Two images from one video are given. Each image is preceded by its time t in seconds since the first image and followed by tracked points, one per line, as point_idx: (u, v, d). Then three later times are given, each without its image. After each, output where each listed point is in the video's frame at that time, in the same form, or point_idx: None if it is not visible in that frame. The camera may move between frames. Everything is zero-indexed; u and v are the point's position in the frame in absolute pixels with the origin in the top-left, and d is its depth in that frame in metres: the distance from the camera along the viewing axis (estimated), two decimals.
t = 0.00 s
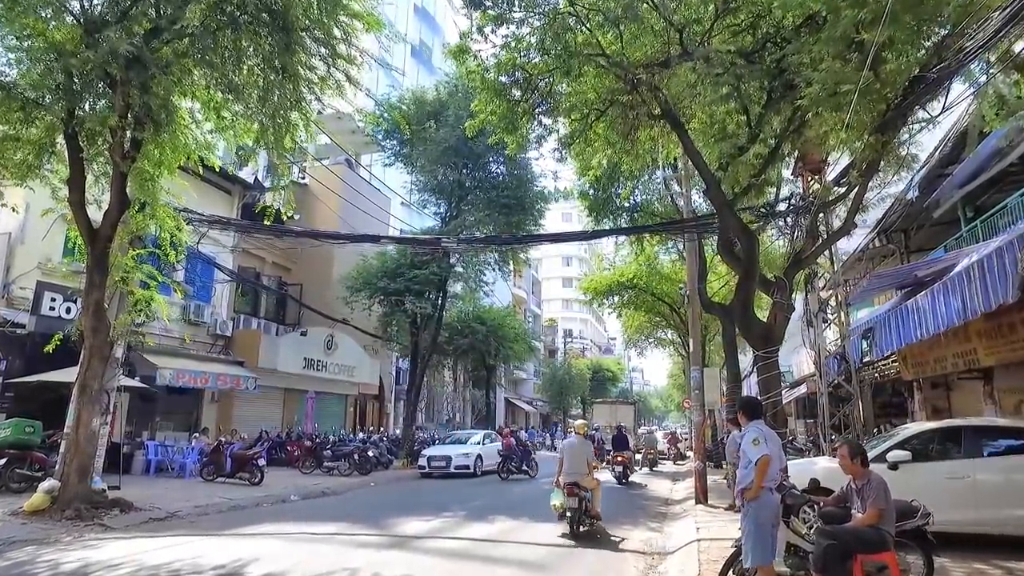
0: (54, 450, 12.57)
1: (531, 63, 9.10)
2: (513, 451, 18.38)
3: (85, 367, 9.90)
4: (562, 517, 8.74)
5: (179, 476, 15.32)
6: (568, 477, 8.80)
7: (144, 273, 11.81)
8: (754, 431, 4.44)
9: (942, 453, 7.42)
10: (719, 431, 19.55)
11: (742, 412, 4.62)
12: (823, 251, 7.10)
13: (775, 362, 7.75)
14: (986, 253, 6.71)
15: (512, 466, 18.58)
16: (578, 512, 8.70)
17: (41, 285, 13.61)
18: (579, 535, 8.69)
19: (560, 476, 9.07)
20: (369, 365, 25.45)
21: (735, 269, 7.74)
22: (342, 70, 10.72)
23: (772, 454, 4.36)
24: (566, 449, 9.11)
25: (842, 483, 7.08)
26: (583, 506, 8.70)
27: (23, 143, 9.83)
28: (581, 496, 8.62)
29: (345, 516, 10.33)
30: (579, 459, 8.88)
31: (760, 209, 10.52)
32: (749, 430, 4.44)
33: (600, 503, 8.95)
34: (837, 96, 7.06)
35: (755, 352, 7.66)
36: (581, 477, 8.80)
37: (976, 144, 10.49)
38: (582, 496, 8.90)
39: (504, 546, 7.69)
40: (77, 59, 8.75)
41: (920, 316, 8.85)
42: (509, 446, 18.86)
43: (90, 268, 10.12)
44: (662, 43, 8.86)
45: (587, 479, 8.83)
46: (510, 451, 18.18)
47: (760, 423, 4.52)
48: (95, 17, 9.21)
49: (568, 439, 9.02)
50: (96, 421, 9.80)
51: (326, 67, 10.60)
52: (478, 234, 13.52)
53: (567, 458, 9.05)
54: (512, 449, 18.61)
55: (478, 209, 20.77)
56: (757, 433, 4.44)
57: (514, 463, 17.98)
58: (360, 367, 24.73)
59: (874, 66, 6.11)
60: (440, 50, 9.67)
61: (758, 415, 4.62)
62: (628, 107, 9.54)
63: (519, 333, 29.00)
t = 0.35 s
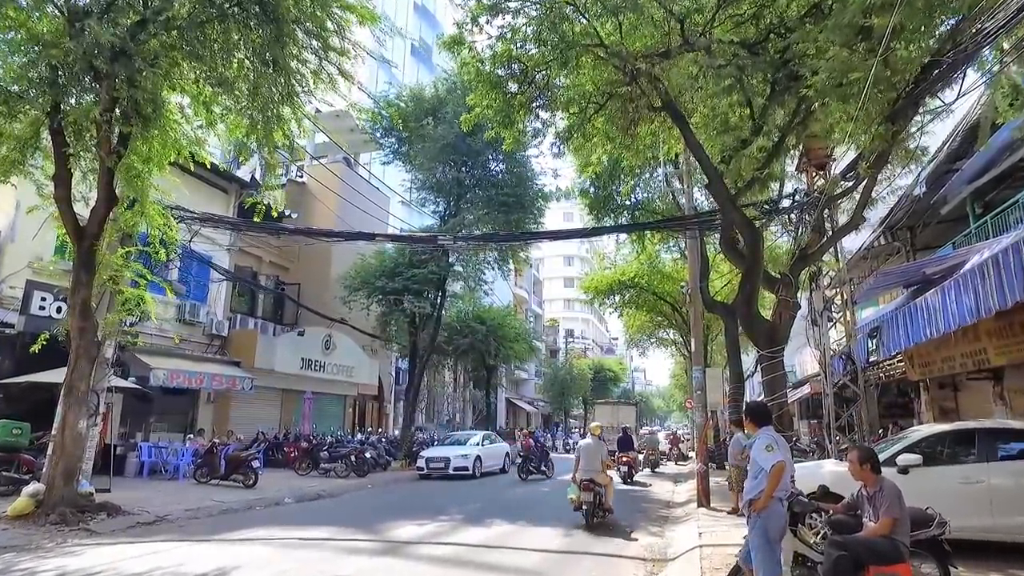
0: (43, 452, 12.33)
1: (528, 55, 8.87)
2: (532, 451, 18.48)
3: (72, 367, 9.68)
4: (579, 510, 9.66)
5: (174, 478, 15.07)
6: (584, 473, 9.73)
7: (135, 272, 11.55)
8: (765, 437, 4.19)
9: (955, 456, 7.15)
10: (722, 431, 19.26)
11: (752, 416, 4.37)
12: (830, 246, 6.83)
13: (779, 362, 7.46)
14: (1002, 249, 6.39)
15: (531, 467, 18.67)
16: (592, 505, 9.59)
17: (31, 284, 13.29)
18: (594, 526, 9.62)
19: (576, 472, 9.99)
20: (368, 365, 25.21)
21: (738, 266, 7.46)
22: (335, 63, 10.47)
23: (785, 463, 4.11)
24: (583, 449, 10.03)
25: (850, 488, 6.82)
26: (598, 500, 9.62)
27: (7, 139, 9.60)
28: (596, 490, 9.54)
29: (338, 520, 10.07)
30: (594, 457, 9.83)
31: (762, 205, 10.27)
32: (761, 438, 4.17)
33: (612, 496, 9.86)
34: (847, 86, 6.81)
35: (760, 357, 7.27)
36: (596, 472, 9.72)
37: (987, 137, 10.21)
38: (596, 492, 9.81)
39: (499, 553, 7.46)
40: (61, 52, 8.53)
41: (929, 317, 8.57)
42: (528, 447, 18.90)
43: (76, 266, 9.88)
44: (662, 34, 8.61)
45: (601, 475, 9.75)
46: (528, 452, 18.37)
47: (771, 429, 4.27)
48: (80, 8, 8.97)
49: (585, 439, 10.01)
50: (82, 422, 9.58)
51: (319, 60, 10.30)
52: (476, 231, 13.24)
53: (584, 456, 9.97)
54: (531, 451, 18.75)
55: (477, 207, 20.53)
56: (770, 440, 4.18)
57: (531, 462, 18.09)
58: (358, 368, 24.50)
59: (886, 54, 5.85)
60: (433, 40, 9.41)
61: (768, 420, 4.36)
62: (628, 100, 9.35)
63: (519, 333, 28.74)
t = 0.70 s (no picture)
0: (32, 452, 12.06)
1: (528, 42, 8.63)
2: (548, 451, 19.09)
3: (58, 364, 9.43)
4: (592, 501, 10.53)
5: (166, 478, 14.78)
6: (596, 467, 10.54)
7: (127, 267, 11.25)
8: (780, 432, 3.93)
9: (970, 456, 6.89)
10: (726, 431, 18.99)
11: (766, 411, 4.11)
12: (841, 236, 6.53)
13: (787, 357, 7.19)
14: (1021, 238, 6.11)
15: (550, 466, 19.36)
16: (604, 497, 10.44)
17: (19, 280, 13.02)
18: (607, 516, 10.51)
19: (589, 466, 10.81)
20: (366, 364, 24.95)
21: (745, 259, 7.16)
22: (329, 53, 10.23)
23: (802, 460, 3.85)
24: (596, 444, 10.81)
25: (862, 487, 6.53)
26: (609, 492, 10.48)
27: None
28: (608, 483, 10.38)
29: (332, 521, 9.81)
30: (606, 452, 10.70)
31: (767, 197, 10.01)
32: (775, 434, 3.90)
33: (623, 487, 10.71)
34: (862, 67, 6.49)
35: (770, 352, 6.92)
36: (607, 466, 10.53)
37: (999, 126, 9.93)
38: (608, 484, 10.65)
39: (496, 554, 7.20)
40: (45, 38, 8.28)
41: (940, 312, 8.30)
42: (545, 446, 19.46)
43: (63, 260, 9.62)
44: (665, 19, 8.36)
45: (612, 469, 10.57)
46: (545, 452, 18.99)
47: (784, 424, 4.00)
48: None
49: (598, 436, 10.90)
50: (69, 421, 9.33)
51: (313, 49, 10.00)
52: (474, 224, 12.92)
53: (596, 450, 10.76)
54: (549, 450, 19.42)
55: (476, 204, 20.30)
56: (786, 436, 3.91)
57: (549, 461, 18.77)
58: (357, 366, 24.24)
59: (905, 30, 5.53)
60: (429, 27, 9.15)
61: (783, 414, 4.09)
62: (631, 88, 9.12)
63: (520, 332, 28.48)
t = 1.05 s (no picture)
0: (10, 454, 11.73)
1: (521, 29, 8.37)
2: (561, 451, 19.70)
3: (33, 363, 9.10)
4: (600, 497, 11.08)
5: (153, 480, 14.41)
6: (603, 465, 11.06)
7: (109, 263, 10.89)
8: (792, 434, 3.65)
9: (985, 457, 6.60)
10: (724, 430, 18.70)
11: (774, 411, 3.83)
12: (849, 227, 6.20)
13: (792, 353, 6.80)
14: None
15: (562, 466, 20.13)
16: (611, 493, 11.01)
17: None
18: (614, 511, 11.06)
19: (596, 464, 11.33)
20: (360, 363, 24.62)
21: (746, 250, 6.84)
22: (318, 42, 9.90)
23: (815, 464, 3.57)
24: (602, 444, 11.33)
25: (870, 491, 6.23)
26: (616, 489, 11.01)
27: None
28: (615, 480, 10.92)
29: (319, 524, 9.49)
30: (612, 451, 11.34)
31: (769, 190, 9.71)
32: (785, 438, 3.62)
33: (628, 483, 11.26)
34: (874, 48, 6.16)
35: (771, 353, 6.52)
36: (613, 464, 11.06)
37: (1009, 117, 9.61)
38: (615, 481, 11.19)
39: (487, 561, 6.89)
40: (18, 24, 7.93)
41: (949, 309, 7.98)
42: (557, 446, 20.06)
43: (39, 256, 9.27)
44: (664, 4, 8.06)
45: (618, 467, 11.10)
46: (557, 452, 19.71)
47: (794, 426, 3.73)
48: None
49: (604, 437, 11.56)
50: (45, 421, 9.02)
51: (300, 36, 9.63)
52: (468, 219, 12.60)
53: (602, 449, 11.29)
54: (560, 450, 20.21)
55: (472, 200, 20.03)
56: (797, 438, 3.63)
57: (562, 461, 19.53)
58: (351, 365, 23.91)
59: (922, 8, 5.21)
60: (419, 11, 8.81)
61: (793, 415, 3.82)
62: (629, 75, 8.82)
63: (516, 330, 28.17)
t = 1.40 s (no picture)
0: None
1: (515, 15, 8.25)
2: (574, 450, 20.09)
3: (10, 361, 8.84)
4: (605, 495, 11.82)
5: (142, 481, 14.12)
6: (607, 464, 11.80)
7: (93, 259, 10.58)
8: (801, 434, 3.37)
9: (994, 459, 6.35)
10: (724, 431, 18.42)
11: (781, 409, 3.56)
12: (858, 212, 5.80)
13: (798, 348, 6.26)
14: None
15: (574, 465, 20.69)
16: (615, 490, 11.75)
17: None
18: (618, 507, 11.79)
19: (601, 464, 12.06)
20: (356, 362, 24.32)
21: (748, 243, 6.56)
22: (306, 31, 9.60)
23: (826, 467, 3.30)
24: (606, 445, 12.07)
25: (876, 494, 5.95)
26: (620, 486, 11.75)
27: None
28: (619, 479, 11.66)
29: (306, 527, 9.22)
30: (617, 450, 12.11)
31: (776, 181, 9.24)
32: (795, 438, 3.35)
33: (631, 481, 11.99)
34: (883, 28, 5.88)
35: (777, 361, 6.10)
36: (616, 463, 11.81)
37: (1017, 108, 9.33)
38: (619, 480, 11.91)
39: (476, 566, 6.62)
40: None
41: (957, 305, 7.69)
42: (570, 445, 20.43)
43: (18, 250, 9.02)
44: None
45: (621, 466, 11.83)
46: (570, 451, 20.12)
47: (802, 426, 3.45)
48: None
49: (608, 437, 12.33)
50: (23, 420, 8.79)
51: (288, 25, 9.34)
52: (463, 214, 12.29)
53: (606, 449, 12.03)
54: (572, 449, 20.86)
55: (468, 197, 19.78)
56: (807, 439, 3.35)
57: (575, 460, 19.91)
58: (346, 365, 23.61)
59: None
60: None
61: (800, 413, 3.54)
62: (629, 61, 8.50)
63: (514, 329, 27.89)
